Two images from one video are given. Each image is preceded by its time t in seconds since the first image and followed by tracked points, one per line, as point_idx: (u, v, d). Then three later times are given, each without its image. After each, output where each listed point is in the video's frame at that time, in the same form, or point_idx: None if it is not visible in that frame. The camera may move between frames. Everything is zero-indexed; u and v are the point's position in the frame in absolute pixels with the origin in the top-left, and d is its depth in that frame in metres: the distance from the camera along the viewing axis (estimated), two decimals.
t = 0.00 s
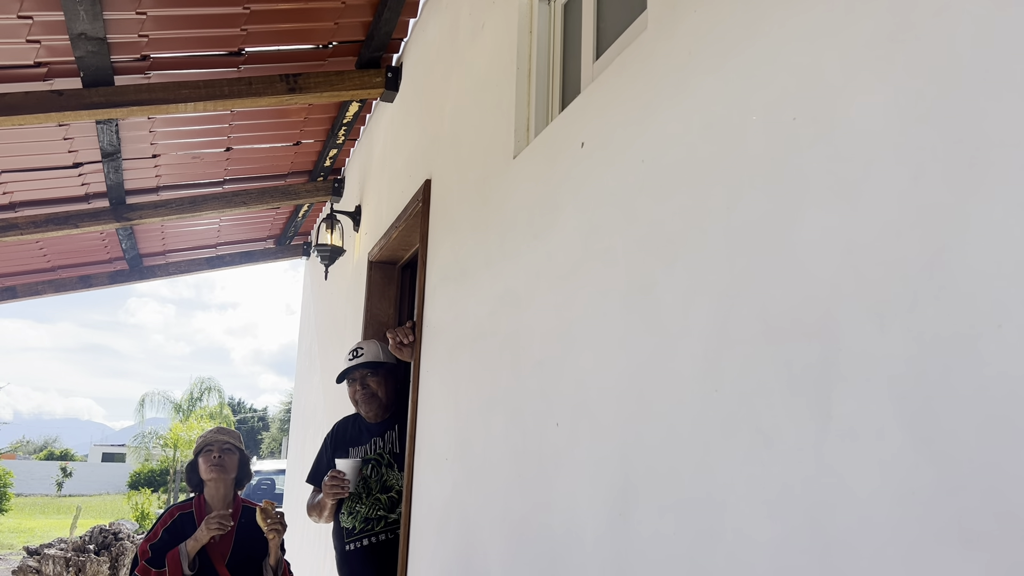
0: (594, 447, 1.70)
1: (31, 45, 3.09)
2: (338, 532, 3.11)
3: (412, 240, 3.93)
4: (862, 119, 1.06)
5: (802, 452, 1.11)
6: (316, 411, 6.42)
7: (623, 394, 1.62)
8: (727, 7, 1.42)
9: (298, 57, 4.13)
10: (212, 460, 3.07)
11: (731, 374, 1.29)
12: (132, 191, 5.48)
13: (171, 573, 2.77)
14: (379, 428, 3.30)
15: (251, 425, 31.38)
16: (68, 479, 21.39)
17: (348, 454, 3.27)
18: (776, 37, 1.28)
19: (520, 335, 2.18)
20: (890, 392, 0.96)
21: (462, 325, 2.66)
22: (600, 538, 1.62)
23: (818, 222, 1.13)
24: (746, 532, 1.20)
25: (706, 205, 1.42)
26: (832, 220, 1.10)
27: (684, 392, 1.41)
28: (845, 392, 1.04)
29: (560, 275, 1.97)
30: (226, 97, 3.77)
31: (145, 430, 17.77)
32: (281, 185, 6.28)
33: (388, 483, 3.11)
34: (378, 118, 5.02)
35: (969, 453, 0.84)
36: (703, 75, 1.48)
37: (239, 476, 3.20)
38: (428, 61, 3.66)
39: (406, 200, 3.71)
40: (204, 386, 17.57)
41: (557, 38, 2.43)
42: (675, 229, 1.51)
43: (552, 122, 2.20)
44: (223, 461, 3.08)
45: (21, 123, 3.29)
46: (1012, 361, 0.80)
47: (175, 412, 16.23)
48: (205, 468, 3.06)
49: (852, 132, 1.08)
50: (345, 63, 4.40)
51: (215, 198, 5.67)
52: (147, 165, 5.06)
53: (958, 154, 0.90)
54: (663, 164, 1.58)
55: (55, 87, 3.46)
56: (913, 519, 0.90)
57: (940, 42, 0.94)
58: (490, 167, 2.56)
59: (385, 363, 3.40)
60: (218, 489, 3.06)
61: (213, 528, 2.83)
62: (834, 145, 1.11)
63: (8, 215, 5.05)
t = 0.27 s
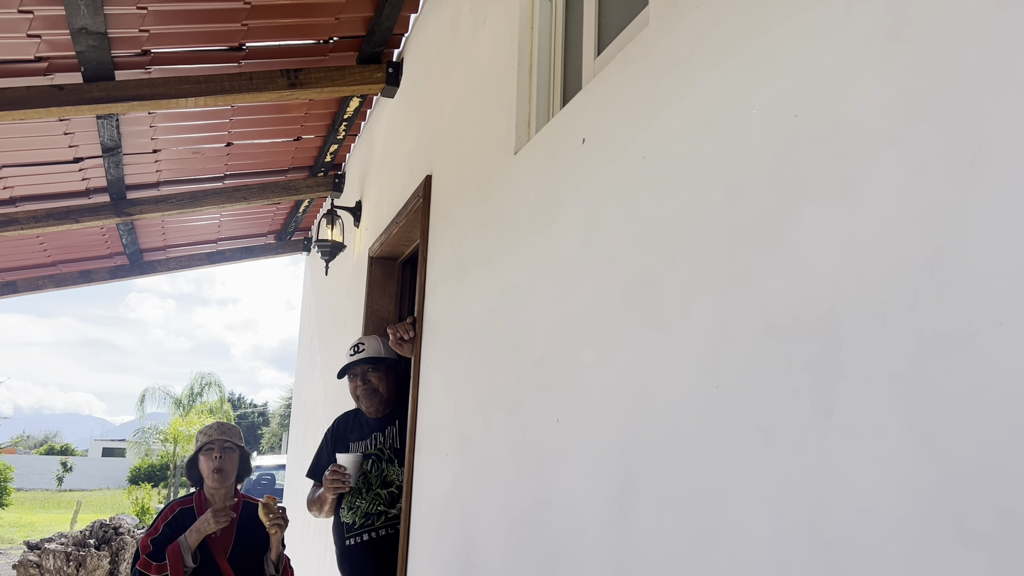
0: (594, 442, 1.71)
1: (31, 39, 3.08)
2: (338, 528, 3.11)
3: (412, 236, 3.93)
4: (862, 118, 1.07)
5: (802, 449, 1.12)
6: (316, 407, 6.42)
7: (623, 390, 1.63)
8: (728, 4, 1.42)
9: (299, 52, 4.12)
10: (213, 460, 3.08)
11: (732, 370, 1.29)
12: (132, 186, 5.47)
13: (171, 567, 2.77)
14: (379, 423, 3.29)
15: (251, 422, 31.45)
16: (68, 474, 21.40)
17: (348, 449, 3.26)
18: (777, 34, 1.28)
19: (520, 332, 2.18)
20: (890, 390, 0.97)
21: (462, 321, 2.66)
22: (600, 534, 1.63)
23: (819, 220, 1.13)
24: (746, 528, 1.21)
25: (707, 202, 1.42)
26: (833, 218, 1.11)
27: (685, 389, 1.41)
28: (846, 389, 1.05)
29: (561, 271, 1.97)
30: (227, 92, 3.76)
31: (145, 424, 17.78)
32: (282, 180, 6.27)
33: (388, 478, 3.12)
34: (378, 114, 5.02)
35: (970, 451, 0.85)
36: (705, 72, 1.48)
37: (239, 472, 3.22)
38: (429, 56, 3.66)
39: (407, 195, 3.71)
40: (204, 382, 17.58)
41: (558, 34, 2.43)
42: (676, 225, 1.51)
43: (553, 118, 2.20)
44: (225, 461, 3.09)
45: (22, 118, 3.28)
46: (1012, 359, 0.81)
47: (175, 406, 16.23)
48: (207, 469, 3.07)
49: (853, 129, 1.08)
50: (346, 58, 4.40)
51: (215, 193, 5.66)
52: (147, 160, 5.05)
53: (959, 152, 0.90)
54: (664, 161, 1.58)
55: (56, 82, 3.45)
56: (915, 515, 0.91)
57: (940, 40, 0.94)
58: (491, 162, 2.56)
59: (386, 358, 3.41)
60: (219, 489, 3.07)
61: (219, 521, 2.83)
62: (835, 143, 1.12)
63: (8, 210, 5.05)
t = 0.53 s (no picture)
0: (595, 437, 1.71)
1: (32, 32, 3.07)
2: (338, 521, 3.13)
3: (413, 230, 3.92)
4: (866, 112, 1.06)
5: (804, 443, 1.12)
6: (317, 401, 6.43)
7: (624, 385, 1.63)
8: None
9: (300, 45, 4.10)
10: (208, 452, 3.08)
11: (734, 365, 1.29)
12: (133, 180, 5.46)
13: (184, 541, 2.81)
14: (380, 417, 3.31)
15: (251, 416, 31.49)
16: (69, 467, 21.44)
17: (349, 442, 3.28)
18: (781, 29, 1.27)
19: (521, 326, 2.18)
20: (892, 385, 0.97)
21: (463, 315, 2.66)
22: (601, 528, 1.63)
23: (821, 215, 1.13)
24: (746, 523, 1.22)
25: (709, 197, 1.42)
26: (836, 213, 1.10)
27: (686, 384, 1.41)
28: (848, 384, 1.05)
29: (563, 265, 1.97)
30: (227, 85, 3.76)
31: (145, 418, 17.80)
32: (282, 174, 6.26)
33: (389, 472, 3.11)
34: (379, 108, 5.01)
35: (971, 446, 0.85)
36: (708, 66, 1.47)
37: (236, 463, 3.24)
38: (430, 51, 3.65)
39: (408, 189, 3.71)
40: (205, 375, 17.59)
41: (560, 28, 2.42)
42: (678, 220, 1.51)
43: (555, 112, 2.20)
44: (220, 451, 3.10)
45: (22, 111, 3.28)
46: (1015, 355, 0.81)
47: (175, 400, 16.25)
48: (202, 461, 3.07)
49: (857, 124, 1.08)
50: (347, 52, 4.38)
51: (216, 187, 5.65)
52: (148, 153, 5.04)
53: (963, 147, 0.90)
54: (666, 155, 1.58)
55: (56, 76, 3.44)
56: (916, 510, 0.91)
57: (945, 35, 0.94)
58: (492, 156, 2.55)
59: (387, 353, 3.42)
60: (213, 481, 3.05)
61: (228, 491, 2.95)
62: (838, 138, 1.12)
63: (9, 203, 5.04)
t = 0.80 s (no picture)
0: (597, 428, 1.71)
1: (32, 23, 3.06)
2: (339, 512, 3.14)
3: (414, 222, 3.92)
4: (871, 101, 1.05)
5: (806, 434, 1.11)
6: (317, 394, 6.45)
7: (626, 376, 1.62)
8: None
9: (301, 36, 4.11)
10: (211, 446, 3.07)
11: (736, 356, 1.29)
12: (133, 171, 5.46)
13: (174, 547, 2.76)
14: (381, 409, 3.30)
15: (252, 410, 31.57)
16: (69, 459, 21.49)
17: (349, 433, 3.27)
18: (786, 17, 1.26)
19: (522, 317, 2.18)
20: (896, 375, 0.96)
21: (464, 307, 2.66)
22: (602, 520, 1.63)
23: (825, 205, 1.12)
24: (748, 515, 1.21)
25: (712, 187, 1.41)
26: (839, 202, 1.10)
27: (688, 375, 1.41)
28: (851, 374, 1.04)
29: (564, 256, 1.97)
30: (228, 77, 3.75)
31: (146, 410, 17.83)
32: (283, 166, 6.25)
33: (390, 464, 3.11)
34: (380, 100, 5.00)
35: (975, 436, 0.84)
36: (711, 56, 1.46)
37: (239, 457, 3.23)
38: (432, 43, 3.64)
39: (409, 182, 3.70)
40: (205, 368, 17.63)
41: (562, 19, 2.40)
42: (681, 210, 1.50)
43: (557, 103, 2.18)
44: (223, 446, 3.09)
45: (22, 102, 3.28)
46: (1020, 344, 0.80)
47: (176, 392, 16.27)
48: (205, 455, 3.05)
49: (860, 112, 1.07)
50: (348, 43, 4.39)
51: (216, 179, 5.66)
52: (148, 145, 5.04)
53: (967, 135, 0.89)
54: (669, 145, 1.57)
55: (57, 66, 3.44)
56: (918, 500, 0.90)
57: (952, 21, 0.93)
58: (493, 148, 2.54)
59: (388, 345, 3.39)
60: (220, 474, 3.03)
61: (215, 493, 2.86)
62: (842, 126, 1.11)
63: (9, 195, 5.05)
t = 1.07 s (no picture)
0: (595, 418, 1.69)
1: (30, 11, 3.07)
2: (339, 504, 3.13)
3: (414, 213, 3.91)
4: (872, 83, 1.03)
5: (804, 422, 1.09)
6: (317, 385, 6.47)
7: (624, 364, 1.61)
8: None
9: (300, 27, 4.11)
10: (214, 439, 3.05)
11: (734, 343, 1.27)
12: (133, 162, 5.47)
13: (165, 551, 2.77)
14: (380, 400, 3.29)
15: (255, 406, 31.68)
16: (72, 451, 21.57)
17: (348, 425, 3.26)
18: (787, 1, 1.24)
19: (520, 306, 2.17)
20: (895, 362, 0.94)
21: (462, 297, 2.65)
22: (598, 509, 1.62)
23: (825, 190, 1.11)
24: (744, 504, 1.19)
25: (711, 174, 1.39)
26: (839, 187, 1.08)
27: (686, 363, 1.39)
28: (850, 361, 1.02)
29: (562, 245, 1.96)
30: (227, 67, 3.75)
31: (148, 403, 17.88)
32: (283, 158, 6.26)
33: (389, 455, 3.10)
34: (380, 91, 5.00)
35: (974, 424, 0.82)
36: (711, 41, 1.45)
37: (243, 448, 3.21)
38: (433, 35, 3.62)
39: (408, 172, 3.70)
40: (207, 360, 17.68)
41: (563, 8, 2.38)
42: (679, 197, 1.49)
43: (556, 92, 2.17)
44: (226, 439, 3.06)
45: (21, 91, 3.29)
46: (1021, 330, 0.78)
47: (178, 385, 16.31)
48: (208, 447, 3.05)
49: (860, 94, 1.05)
50: (347, 33, 4.38)
51: (216, 170, 5.69)
52: (148, 136, 5.05)
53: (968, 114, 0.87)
54: (668, 132, 1.56)
55: (55, 55, 3.45)
56: (916, 488, 0.89)
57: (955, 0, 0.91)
58: (493, 139, 2.53)
59: (387, 336, 3.38)
60: (223, 466, 3.05)
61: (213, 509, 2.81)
62: (843, 110, 1.09)
63: (9, 184, 5.06)
